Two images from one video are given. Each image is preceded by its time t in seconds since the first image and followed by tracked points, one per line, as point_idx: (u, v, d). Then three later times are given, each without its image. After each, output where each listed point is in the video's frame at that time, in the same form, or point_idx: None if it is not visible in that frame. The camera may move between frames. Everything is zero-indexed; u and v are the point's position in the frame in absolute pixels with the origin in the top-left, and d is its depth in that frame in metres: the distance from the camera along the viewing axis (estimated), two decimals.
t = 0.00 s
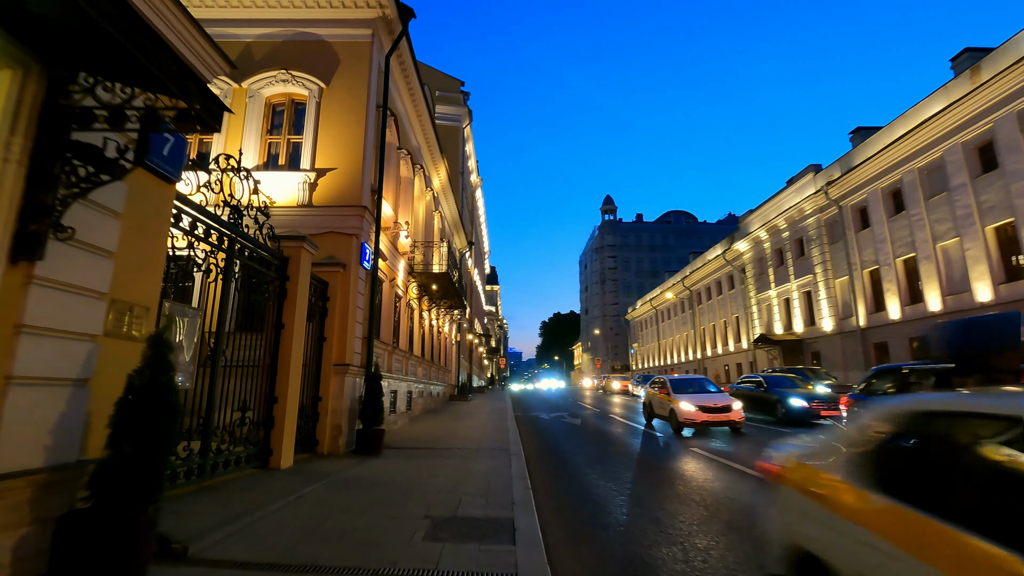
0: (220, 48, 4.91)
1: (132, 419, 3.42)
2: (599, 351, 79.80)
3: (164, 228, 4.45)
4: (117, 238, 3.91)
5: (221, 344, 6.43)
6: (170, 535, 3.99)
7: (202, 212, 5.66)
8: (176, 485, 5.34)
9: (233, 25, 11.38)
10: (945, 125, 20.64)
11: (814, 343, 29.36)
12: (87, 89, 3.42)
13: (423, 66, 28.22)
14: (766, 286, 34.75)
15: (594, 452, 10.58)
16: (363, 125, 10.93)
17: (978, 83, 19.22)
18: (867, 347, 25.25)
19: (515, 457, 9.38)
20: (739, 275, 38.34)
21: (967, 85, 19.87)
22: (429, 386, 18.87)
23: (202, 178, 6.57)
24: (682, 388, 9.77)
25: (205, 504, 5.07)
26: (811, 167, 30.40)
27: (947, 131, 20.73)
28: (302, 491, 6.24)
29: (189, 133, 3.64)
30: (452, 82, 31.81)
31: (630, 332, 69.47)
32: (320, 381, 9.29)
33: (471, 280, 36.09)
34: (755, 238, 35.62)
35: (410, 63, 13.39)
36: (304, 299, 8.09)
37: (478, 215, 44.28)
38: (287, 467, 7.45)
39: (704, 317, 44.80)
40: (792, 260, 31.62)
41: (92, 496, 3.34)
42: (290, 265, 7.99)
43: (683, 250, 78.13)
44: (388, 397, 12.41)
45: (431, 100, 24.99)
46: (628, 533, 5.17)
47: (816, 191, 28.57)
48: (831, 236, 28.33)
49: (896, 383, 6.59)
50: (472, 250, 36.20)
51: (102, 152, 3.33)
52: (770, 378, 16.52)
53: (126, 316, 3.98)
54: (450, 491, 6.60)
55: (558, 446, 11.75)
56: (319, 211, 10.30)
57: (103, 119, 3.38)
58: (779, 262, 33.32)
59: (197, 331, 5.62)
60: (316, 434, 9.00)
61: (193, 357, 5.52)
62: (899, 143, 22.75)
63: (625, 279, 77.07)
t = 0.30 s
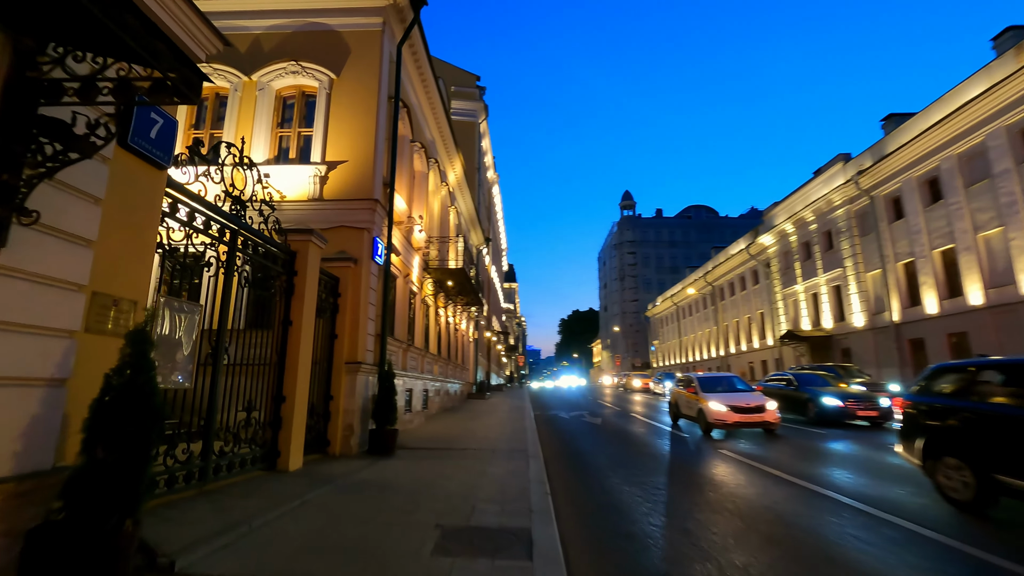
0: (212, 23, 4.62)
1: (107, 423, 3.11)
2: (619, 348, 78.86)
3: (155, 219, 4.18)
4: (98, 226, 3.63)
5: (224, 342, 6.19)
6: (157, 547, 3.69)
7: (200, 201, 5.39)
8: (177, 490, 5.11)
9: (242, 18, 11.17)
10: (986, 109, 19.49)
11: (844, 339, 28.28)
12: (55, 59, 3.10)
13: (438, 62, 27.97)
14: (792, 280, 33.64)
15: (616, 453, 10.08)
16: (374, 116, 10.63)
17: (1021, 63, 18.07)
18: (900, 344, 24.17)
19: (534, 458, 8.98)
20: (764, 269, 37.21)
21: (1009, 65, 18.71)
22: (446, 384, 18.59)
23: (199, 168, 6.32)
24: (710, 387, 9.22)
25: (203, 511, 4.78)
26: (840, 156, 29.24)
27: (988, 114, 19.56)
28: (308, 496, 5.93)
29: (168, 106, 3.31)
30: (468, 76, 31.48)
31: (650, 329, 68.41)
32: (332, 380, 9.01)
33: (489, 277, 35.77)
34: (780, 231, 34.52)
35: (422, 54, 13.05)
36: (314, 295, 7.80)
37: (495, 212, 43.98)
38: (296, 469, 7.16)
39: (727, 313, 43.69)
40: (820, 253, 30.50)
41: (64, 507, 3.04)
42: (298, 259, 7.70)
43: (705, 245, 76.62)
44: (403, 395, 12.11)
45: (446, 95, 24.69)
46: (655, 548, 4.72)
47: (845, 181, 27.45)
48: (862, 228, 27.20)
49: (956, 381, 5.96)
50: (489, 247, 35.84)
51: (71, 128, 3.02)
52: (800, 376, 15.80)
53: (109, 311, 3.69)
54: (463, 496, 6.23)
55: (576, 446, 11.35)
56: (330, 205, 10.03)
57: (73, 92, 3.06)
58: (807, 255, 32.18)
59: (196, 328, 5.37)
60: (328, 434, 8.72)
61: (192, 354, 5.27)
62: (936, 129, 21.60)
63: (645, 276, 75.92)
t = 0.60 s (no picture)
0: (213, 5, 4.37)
1: (88, 432, 2.83)
2: (646, 349, 77.47)
3: (155, 214, 3.95)
4: (90, 219, 3.40)
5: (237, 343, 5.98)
6: (150, 565, 3.42)
7: (209, 196, 5.18)
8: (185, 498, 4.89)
9: (261, 17, 11.09)
10: None
11: (887, 339, 26.88)
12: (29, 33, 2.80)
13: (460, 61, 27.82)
14: (830, 277, 32.23)
15: (648, 460, 9.56)
16: (393, 112, 10.39)
17: None
18: (950, 343, 22.78)
19: (560, 465, 8.55)
20: (799, 267, 35.79)
21: None
22: (470, 385, 18.31)
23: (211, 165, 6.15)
24: (749, 390, 8.63)
25: (209, 522, 4.52)
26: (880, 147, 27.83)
27: None
28: (322, 505, 5.64)
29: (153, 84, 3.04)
30: (490, 75, 31.26)
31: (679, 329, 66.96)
32: (351, 382, 8.77)
33: (513, 277, 35.46)
34: (816, 226, 33.14)
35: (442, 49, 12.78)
36: (331, 294, 7.55)
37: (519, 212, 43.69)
38: (313, 475, 6.91)
39: (760, 313, 42.27)
40: (859, 249, 29.09)
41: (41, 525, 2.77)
42: (314, 258, 7.46)
43: (734, 243, 74.60)
44: (425, 397, 11.83)
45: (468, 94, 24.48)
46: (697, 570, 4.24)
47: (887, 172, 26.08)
48: (906, 221, 25.79)
49: None
50: (514, 247, 35.53)
51: (48, 109, 2.73)
52: (843, 377, 14.91)
53: (102, 310, 3.44)
54: (485, 507, 5.85)
55: (605, 451, 10.85)
56: (349, 203, 9.82)
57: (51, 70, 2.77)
58: (845, 251, 30.77)
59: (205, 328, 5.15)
60: (348, 438, 8.48)
61: (200, 355, 5.04)
62: (987, 114, 20.21)
63: (672, 275, 74.41)
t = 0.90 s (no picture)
0: None
1: (58, 434, 2.53)
2: (670, 346, 76.13)
3: (145, 199, 3.67)
4: (69, 201, 3.13)
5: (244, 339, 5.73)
6: None
7: (210, 183, 4.92)
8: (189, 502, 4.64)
9: (275, 8, 10.89)
10: None
11: (928, 335, 25.61)
12: None
13: (478, 56, 27.54)
14: (864, 271, 30.91)
15: (676, 462, 9.06)
16: (408, 102, 10.07)
17: None
18: (997, 339, 21.51)
19: (585, 467, 8.13)
20: (831, 260, 34.44)
21: None
22: (491, 383, 18.00)
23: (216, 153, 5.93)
24: (788, 389, 8.05)
25: (211, 528, 4.25)
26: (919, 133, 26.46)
27: None
28: (333, 510, 5.35)
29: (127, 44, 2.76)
30: (509, 69, 30.86)
31: (704, 326, 65.58)
32: (367, 380, 8.49)
33: (534, 274, 35.00)
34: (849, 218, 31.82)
35: (459, 38, 12.43)
36: (343, 288, 7.26)
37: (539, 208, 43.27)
38: (326, 477, 6.63)
39: (789, 308, 40.91)
40: (897, 241, 27.78)
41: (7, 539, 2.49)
42: (326, 250, 7.17)
43: (761, 237, 72.66)
44: (444, 396, 11.52)
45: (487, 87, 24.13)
46: None
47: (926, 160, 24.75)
48: (948, 211, 24.46)
49: None
50: (534, 243, 35.06)
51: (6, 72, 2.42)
52: (885, 375, 14.08)
53: (84, 300, 3.17)
54: (505, 515, 5.47)
55: (632, 452, 10.35)
56: (363, 196, 9.54)
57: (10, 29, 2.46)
58: (881, 244, 29.42)
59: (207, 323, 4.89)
60: (364, 438, 8.21)
61: (202, 351, 4.79)
62: None
63: (697, 271, 72.87)
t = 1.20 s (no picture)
0: None
1: None
2: (681, 347, 75.26)
3: (109, 183, 3.37)
4: (17, 182, 2.83)
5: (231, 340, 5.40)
6: None
7: (192, 172, 4.61)
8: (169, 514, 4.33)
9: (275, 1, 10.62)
10: None
11: (950, 334, 24.83)
12: None
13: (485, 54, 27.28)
14: (882, 269, 30.13)
15: (692, 467, 8.60)
16: (410, 94, 9.75)
17: None
18: None
19: (597, 473, 7.70)
20: (847, 258, 33.66)
21: None
22: (499, 385, 17.63)
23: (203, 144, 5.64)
24: (812, 391, 7.68)
25: (191, 544, 3.92)
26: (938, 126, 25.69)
27: None
28: (327, 521, 4.99)
29: None
30: (516, 68, 30.57)
31: (715, 326, 64.77)
32: (367, 382, 8.13)
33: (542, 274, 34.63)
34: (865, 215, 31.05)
35: (463, 30, 12.11)
36: (342, 286, 6.92)
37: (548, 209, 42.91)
38: (323, 484, 6.30)
39: (804, 308, 40.10)
40: (916, 237, 27.00)
41: None
42: (323, 246, 6.84)
43: (773, 236, 71.65)
44: (450, 398, 11.18)
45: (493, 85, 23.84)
46: None
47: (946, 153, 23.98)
48: (970, 206, 23.69)
49: None
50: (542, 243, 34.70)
51: None
52: (909, 376, 13.49)
53: (35, 291, 2.85)
54: (511, 527, 5.07)
55: (645, 456, 9.91)
56: (364, 191, 9.22)
57: None
58: (900, 241, 28.64)
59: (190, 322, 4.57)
60: (365, 442, 7.88)
61: (184, 351, 4.46)
62: None
63: (708, 271, 72.02)
